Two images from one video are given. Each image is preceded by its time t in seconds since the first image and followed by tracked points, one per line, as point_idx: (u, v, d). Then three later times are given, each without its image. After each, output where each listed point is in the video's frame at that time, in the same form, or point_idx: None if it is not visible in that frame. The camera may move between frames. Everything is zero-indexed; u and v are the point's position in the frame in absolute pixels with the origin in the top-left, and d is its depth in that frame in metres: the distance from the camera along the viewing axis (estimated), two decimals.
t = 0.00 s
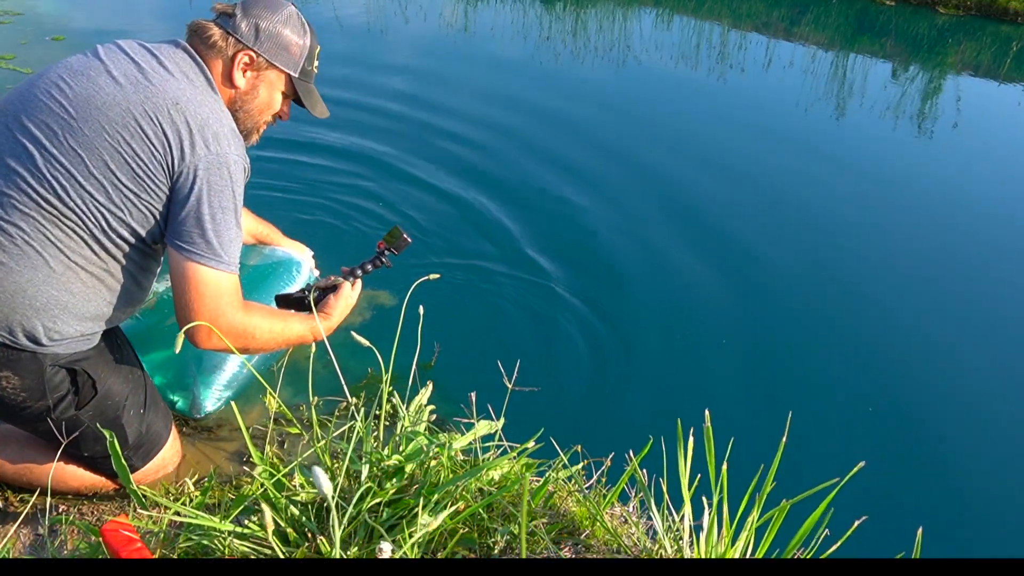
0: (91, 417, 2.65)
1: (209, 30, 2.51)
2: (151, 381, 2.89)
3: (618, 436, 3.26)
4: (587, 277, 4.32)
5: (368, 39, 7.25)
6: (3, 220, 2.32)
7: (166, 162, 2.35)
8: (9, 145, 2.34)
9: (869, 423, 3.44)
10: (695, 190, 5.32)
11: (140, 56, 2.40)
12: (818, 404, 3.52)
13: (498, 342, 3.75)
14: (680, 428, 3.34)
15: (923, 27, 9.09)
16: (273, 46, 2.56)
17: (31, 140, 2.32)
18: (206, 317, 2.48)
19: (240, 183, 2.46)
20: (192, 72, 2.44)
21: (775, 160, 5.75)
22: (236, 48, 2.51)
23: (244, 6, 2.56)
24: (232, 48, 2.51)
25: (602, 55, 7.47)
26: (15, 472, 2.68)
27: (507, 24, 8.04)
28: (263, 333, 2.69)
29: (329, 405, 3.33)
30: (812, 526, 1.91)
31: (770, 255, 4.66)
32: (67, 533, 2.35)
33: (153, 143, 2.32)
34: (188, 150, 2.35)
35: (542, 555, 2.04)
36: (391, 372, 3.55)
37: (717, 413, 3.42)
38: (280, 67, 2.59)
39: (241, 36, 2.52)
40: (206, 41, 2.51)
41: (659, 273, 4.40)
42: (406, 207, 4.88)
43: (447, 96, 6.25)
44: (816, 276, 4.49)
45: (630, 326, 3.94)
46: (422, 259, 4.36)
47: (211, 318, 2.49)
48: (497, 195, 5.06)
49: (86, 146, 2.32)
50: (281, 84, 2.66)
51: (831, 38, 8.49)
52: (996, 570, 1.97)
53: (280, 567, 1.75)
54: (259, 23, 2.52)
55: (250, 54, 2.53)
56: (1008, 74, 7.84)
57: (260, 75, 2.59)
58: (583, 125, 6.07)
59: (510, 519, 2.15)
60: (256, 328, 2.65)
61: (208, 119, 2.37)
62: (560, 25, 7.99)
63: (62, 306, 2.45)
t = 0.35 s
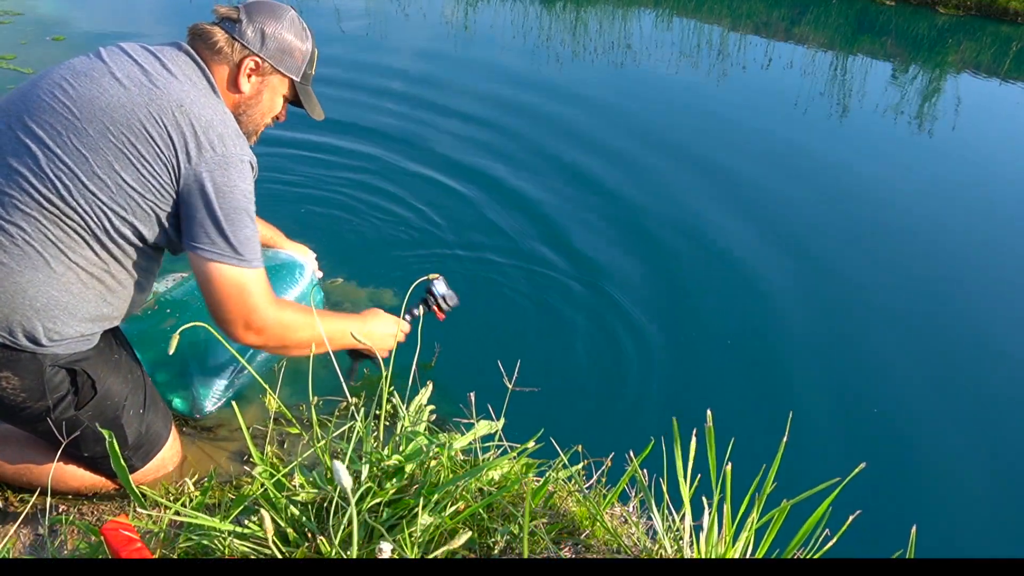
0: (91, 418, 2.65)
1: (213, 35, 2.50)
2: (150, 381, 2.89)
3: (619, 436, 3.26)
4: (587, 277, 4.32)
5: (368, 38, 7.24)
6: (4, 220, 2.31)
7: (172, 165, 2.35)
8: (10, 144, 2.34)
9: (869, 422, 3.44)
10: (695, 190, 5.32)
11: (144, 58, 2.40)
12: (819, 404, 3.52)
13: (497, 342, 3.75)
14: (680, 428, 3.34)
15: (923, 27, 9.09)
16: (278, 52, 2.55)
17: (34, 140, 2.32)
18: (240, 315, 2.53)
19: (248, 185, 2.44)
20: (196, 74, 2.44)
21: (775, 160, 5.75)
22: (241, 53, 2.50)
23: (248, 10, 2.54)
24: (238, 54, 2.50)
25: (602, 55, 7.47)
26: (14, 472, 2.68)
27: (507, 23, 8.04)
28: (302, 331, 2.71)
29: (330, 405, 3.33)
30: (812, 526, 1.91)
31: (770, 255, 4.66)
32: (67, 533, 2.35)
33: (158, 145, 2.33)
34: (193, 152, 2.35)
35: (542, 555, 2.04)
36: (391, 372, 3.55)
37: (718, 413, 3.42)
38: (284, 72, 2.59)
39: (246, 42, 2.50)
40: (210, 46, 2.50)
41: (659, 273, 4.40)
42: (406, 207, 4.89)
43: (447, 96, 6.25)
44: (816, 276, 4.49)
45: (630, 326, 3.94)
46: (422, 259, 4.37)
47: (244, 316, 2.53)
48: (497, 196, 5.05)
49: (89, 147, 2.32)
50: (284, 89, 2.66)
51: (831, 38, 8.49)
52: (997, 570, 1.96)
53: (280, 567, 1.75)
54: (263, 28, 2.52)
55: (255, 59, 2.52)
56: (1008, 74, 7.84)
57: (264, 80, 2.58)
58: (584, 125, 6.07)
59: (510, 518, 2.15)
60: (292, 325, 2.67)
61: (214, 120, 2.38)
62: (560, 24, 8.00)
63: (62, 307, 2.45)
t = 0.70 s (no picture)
0: (88, 417, 2.65)
1: (218, 46, 2.56)
2: (148, 380, 2.89)
3: (619, 436, 3.26)
4: (587, 277, 4.32)
5: (368, 38, 7.25)
6: (13, 220, 2.30)
7: (199, 172, 2.42)
8: (22, 144, 2.33)
9: (868, 422, 3.45)
10: (695, 190, 5.32)
11: (159, 67, 2.45)
12: (818, 403, 3.52)
13: (497, 341, 3.76)
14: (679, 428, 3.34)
15: (923, 27, 9.09)
16: (281, 64, 2.64)
17: (49, 144, 2.31)
18: (322, 273, 2.69)
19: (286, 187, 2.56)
20: (211, 85, 2.50)
21: (774, 160, 5.76)
22: (246, 65, 2.58)
23: (251, 22, 2.61)
24: (245, 66, 2.58)
25: (602, 55, 7.47)
26: (14, 472, 2.69)
27: (507, 23, 8.05)
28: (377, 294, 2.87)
29: (330, 405, 3.33)
30: (812, 525, 1.91)
31: (771, 255, 4.66)
32: (67, 532, 2.35)
33: (185, 153, 2.39)
34: (214, 160, 2.41)
35: (542, 555, 2.04)
36: (391, 372, 3.55)
37: (718, 413, 3.42)
38: (286, 83, 2.68)
39: (251, 54, 2.58)
40: (215, 57, 2.56)
41: (659, 273, 4.40)
42: (405, 207, 4.88)
43: (447, 96, 6.25)
44: (815, 276, 4.49)
45: (631, 325, 3.94)
46: (422, 259, 4.37)
47: (326, 274, 2.69)
48: (497, 196, 5.06)
49: (106, 151, 2.33)
50: (285, 98, 2.75)
51: (831, 38, 8.50)
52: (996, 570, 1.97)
53: (280, 567, 1.75)
54: (267, 40, 2.60)
55: (260, 71, 2.60)
56: (1007, 74, 7.84)
57: (268, 90, 2.67)
58: (583, 125, 6.07)
59: (511, 518, 2.15)
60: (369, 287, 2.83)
61: (233, 129, 2.44)
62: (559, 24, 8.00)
63: (63, 309, 2.44)
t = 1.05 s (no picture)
0: (92, 414, 2.65)
1: (229, 53, 2.66)
2: (148, 378, 2.88)
3: (619, 436, 3.26)
4: (587, 277, 4.33)
5: (369, 38, 7.25)
6: (40, 215, 2.31)
7: (222, 171, 2.47)
8: (46, 141, 2.35)
9: (868, 422, 3.45)
10: (695, 190, 5.32)
11: (179, 71, 2.51)
12: (818, 403, 3.52)
13: (496, 341, 3.76)
14: (679, 429, 3.33)
15: (923, 27, 9.09)
16: (287, 71, 2.75)
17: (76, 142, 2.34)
18: (343, 259, 2.79)
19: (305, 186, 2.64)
20: (229, 89, 2.57)
21: (775, 160, 5.76)
22: (256, 71, 2.68)
23: (258, 31, 2.70)
24: (255, 73, 2.68)
25: (602, 55, 7.47)
26: (14, 470, 2.69)
27: (507, 23, 8.05)
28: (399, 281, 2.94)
29: (330, 405, 3.33)
30: (812, 525, 1.90)
31: (771, 255, 4.66)
32: (67, 531, 2.35)
33: (208, 153, 2.44)
34: (236, 160, 2.47)
35: (542, 556, 2.04)
36: (391, 372, 3.56)
37: (718, 413, 3.42)
38: (291, 90, 2.78)
39: (261, 61, 2.68)
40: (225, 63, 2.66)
41: (659, 272, 4.40)
42: (405, 207, 4.89)
43: (447, 96, 6.26)
44: (815, 276, 4.49)
45: (631, 325, 3.95)
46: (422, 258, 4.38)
47: (348, 259, 2.79)
48: (497, 197, 5.06)
49: (131, 149, 2.37)
50: (288, 104, 2.86)
51: (831, 38, 8.50)
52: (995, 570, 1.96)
53: (280, 567, 1.74)
54: (276, 49, 2.70)
55: (268, 77, 2.70)
56: (1007, 74, 7.85)
57: (275, 97, 2.78)
58: (584, 125, 6.07)
59: (510, 519, 2.15)
60: (391, 274, 2.90)
61: (253, 130, 2.50)
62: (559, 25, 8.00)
63: (83, 304, 2.44)
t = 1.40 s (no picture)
0: (92, 412, 2.65)
1: (237, 59, 2.66)
2: (149, 377, 2.88)
3: (619, 436, 3.26)
4: (587, 278, 4.34)
5: (368, 38, 7.26)
6: (51, 212, 2.30)
7: (231, 174, 2.48)
8: (57, 140, 2.34)
9: (869, 422, 3.45)
10: (695, 190, 5.32)
11: (188, 75, 2.52)
12: (818, 404, 3.52)
13: (495, 341, 3.76)
14: (680, 429, 3.33)
15: (923, 26, 9.10)
16: (294, 79, 2.76)
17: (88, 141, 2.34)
18: (348, 258, 2.80)
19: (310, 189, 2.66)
20: (236, 92, 2.58)
21: (775, 160, 5.77)
22: (263, 78, 2.69)
23: (265, 38, 2.71)
24: (263, 80, 2.69)
25: (602, 55, 7.47)
26: (14, 468, 2.69)
27: (507, 23, 8.05)
28: (404, 279, 2.93)
29: (330, 404, 3.33)
30: (812, 527, 1.90)
31: (771, 255, 4.66)
32: (67, 530, 2.35)
33: (216, 155, 2.45)
34: (245, 162, 2.49)
35: (541, 556, 2.04)
36: (391, 372, 3.56)
37: (718, 412, 3.42)
38: (297, 97, 2.80)
39: (269, 69, 2.69)
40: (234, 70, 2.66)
41: (659, 272, 4.40)
42: (405, 208, 4.89)
43: (447, 96, 6.26)
44: (815, 277, 4.49)
45: (631, 326, 3.95)
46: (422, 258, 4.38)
47: (353, 257, 2.80)
48: (497, 198, 5.07)
49: (143, 149, 2.37)
50: (293, 110, 2.88)
51: (831, 37, 8.50)
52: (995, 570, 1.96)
53: (280, 567, 1.74)
54: (283, 56, 2.71)
55: (275, 84, 2.72)
56: (1007, 74, 7.85)
57: (280, 103, 2.80)
58: (584, 125, 6.07)
59: (510, 518, 2.15)
60: (396, 272, 2.89)
61: (260, 133, 2.52)
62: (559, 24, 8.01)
63: (90, 302, 2.44)
